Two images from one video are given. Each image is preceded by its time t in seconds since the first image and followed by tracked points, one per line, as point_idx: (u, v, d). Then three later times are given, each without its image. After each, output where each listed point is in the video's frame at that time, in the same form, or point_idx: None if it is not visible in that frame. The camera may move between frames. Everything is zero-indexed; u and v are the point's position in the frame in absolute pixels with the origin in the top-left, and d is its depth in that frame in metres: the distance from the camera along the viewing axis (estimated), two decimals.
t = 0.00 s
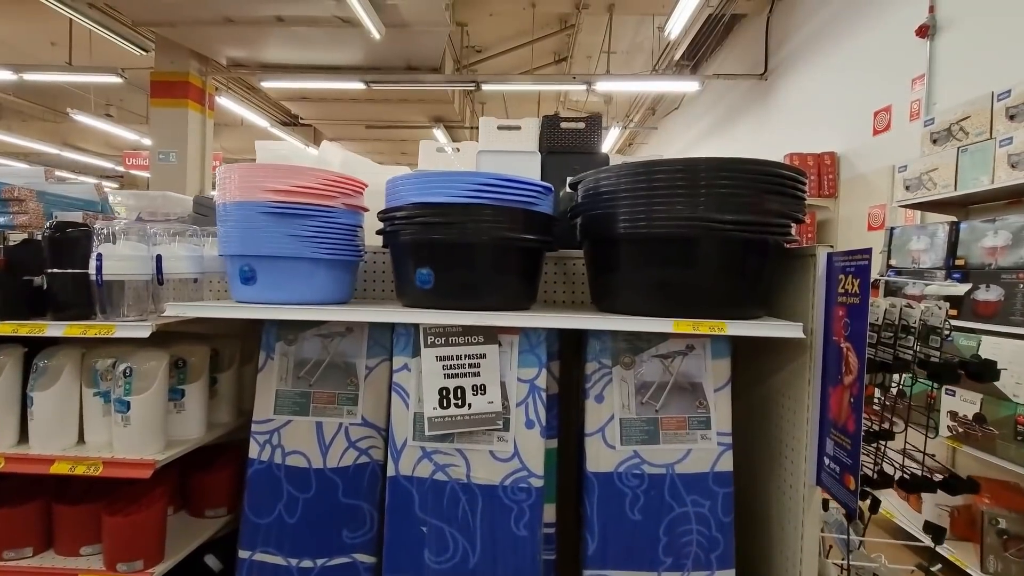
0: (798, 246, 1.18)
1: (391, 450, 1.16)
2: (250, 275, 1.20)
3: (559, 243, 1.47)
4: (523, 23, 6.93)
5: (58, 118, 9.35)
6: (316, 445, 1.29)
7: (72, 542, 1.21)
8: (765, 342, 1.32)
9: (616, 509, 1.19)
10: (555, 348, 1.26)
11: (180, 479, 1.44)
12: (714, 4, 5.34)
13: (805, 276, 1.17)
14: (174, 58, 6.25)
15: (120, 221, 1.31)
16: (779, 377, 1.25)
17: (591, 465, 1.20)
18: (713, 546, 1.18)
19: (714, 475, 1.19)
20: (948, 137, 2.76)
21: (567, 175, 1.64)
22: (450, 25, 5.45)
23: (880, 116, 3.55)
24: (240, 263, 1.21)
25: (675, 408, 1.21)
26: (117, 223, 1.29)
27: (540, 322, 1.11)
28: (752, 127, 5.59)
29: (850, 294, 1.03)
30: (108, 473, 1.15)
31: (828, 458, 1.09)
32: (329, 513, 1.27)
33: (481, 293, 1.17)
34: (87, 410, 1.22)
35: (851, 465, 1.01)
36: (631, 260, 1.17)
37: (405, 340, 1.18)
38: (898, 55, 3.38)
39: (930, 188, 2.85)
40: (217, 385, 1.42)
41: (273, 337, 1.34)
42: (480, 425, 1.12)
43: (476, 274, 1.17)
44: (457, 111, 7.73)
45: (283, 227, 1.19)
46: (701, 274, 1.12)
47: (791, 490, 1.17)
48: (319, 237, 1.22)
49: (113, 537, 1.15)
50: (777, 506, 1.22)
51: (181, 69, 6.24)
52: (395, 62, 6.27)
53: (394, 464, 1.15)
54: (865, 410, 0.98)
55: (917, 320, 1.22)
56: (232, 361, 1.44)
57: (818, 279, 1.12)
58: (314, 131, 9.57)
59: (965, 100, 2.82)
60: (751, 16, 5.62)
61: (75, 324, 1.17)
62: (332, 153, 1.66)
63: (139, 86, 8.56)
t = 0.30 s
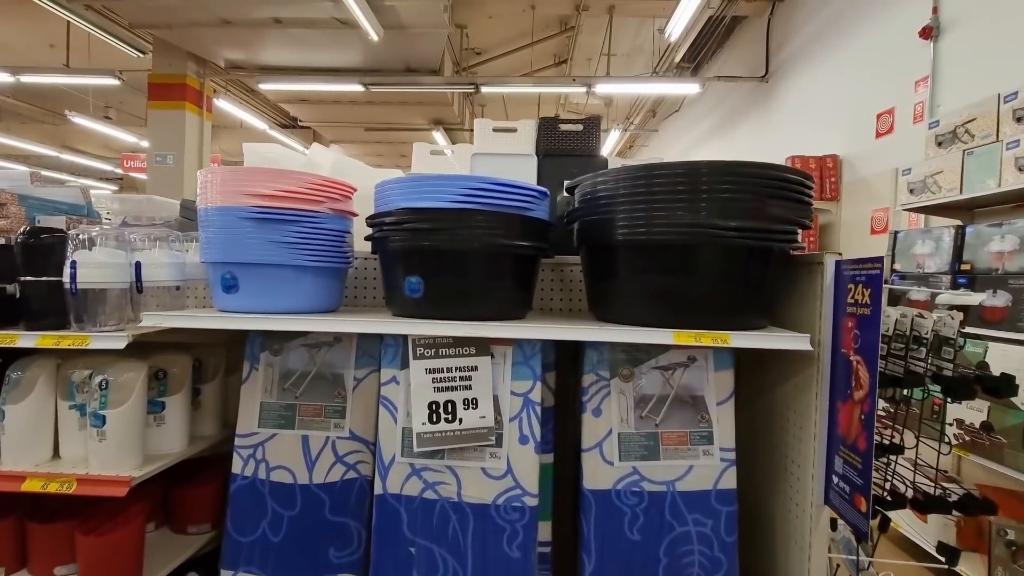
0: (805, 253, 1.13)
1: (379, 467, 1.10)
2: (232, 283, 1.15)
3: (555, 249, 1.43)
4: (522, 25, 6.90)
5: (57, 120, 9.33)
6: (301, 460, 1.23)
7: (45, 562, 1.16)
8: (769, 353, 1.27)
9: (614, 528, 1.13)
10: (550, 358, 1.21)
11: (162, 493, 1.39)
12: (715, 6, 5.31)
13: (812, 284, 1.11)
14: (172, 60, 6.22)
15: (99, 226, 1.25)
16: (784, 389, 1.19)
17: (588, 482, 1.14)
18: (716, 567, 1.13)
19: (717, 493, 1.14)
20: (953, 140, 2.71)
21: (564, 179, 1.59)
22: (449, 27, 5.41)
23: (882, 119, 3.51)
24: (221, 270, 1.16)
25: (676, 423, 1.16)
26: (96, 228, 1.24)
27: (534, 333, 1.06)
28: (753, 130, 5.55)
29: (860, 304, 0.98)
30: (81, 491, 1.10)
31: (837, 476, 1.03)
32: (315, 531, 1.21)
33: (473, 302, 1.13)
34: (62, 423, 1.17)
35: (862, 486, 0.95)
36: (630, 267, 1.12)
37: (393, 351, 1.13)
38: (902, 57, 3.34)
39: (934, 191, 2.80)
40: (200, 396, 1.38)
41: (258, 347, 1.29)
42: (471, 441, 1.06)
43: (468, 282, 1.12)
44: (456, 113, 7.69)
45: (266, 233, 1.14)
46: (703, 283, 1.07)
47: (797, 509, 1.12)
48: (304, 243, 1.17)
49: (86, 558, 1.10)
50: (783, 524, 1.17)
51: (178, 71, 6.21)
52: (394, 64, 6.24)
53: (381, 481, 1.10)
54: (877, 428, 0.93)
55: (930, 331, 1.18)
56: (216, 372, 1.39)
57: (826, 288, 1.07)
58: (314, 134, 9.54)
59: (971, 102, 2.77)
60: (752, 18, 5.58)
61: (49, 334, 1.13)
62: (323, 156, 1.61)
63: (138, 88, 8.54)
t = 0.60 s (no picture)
0: (829, 260, 1.03)
1: (362, 495, 1.00)
2: (202, 292, 1.06)
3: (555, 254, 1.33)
4: (523, 30, 6.84)
5: (56, 125, 9.29)
6: (280, 485, 1.13)
7: None
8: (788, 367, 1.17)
9: (621, 561, 1.03)
10: (550, 374, 1.11)
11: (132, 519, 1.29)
12: (718, 9, 5.23)
13: (838, 293, 1.02)
14: (169, 64, 6.17)
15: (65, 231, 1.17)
16: (806, 408, 1.09)
17: (592, 511, 1.04)
18: None
19: (734, 523, 1.03)
20: (967, 142, 2.62)
21: (566, 180, 1.50)
22: (449, 31, 5.35)
23: (891, 122, 3.41)
24: (191, 278, 1.07)
25: (688, 445, 1.06)
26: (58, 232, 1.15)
27: (533, 346, 0.96)
28: (758, 134, 5.47)
29: (897, 316, 0.88)
30: (34, 521, 1.00)
31: (868, 507, 0.93)
32: (293, 563, 1.11)
33: (466, 313, 1.03)
34: (17, 445, 1.07)
35: (900, 521, 0.85)
36: (636, 275, 1.02)
37: (378, 367, 1.03)
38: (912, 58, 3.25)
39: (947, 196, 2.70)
40: (174, 413, 1.28)
41: (235, 361, 1.19)
42: (462, 467, 0.96)
43: (460, 292, 1.03)
44: (456, 118, 7.63)
45: (239, 237, 1.05)
46: (717, 292, 0.97)
47: (822, 542, 1.02)
48: (282, 249, 1.07)
49: None
50: (806, 557, 1.06)
51: (176, 75, 6.15)
52: (394, 68, 6.18)
53: (364, 510, 0.99)
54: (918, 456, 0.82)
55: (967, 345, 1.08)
56: (192, 387, 1.29)
57: (854, 298, 0.97)
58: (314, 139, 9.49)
59: (984, 104, 2.67)
60: (756, 22, 5.51)
61: (2, 347, 1.04)
62: (310, 156, 1.52)
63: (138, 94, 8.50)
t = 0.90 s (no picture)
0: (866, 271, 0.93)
1: (343, 536, 0.89)
2: (169, 307, 0.96)
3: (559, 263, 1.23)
4: (522, 33, 6.76)
5: (55, 131, 9.24)
6: (256, 519, 1.03)
7: None
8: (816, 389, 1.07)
9: None
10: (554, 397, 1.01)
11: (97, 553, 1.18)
12: (721, 11, 5.14)
13: (876, 309, 0.91)
14: (167, 69, 6.09)
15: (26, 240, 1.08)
16: (837, 435, 0.99)
17: (601, 551, 0.93)
18: None
19: (760, 566, 0.92)
20: (986, 143, 2.52)
21: (569, 184, 1.39)
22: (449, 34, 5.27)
23: (901, 124, 3.29)
24: (157, 291, 0.97)
25: (708, 478, 0.95)
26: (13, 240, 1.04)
27: (536, 369, 0.86)
28: (763, 137, 5.37)
29: (949, 337, 0.78)
30: None
31: (915, 552, 0.83)
32: None
33: (461, 331, 0.93)
34: None
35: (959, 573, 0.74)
36: (650, 288, 0.92)
37: (362, 392, 0.92)
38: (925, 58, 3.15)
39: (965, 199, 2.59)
40: (144, 437, 1.18)
41: (208, 382, 1.09)
42: (455, 504, 0.86)
43: (454, 307, 0.93)
44: (457, 122, 7.55)
45: (208, 246, 0.94)
46: (740, 308, 0.87)
47: None
48: (257, 260, 0.97)
49: None
50: None
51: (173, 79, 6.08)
52: (393, 71, 6.11)
53: (345, 553, 0.88)
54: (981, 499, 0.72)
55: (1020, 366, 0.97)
56: (165, 408, 1.20)
57: (895, 315, 0.87)
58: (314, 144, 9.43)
59: (1003, 104, 2.56)
60: (761, 24, 5.43)
61: None
62: (296, 159, 1.43)
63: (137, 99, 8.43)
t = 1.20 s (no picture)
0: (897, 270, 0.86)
1: (328, 561, 0.81)
2: (139, 311, 0.89)
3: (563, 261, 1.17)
4: (522, 34, 6.69)
5: (54, 134, 9.20)
6: (237, 539, 0.95)
7: None
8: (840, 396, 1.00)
9: None
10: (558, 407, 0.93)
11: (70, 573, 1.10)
12: (724, 10, 5.07)
13: (909, 312, 0.84)
14: (164, 70, 6.04)
15: None
16: (866, 447, 0.92)
17: None
18: None
19: None
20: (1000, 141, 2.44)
21: (572, 179, 1.32)
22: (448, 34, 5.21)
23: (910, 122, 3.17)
24: (127, 294, 0.90)
25: (726, 496, 0.87)
26: None
27: (538, 378, 0.78)
28: (767, 137, 5.30)
29: (996, 343, 0.71)
30: None
31: None
32: None
33: (459, 336, 0.87)
34: None
35: None
36: (662, 289, 0.85)
37: (348, 403, 0.84)
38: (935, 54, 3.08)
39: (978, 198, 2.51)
40: (119, 451, 1.11)
41: (186, 391, 1.01)
42: (450, 527, 0.78)
43: (451, 311, 0.86)
44: (457, 123, 7.49)
45: (180, 245, 0.87)
46: (760, 311, 0.80)
47: None
48: (235, 259, 0.90)
49: None
50: None
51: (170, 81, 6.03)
52: (392, 72, 6.05)
53: None
54: None
55: None
56: (142, 419, 1.13)
57: (932, 318, 0.80)
58: (314, 146, 9.38)
59: (1016, 100, 2.49)
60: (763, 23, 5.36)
61: None
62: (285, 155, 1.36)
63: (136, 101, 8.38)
